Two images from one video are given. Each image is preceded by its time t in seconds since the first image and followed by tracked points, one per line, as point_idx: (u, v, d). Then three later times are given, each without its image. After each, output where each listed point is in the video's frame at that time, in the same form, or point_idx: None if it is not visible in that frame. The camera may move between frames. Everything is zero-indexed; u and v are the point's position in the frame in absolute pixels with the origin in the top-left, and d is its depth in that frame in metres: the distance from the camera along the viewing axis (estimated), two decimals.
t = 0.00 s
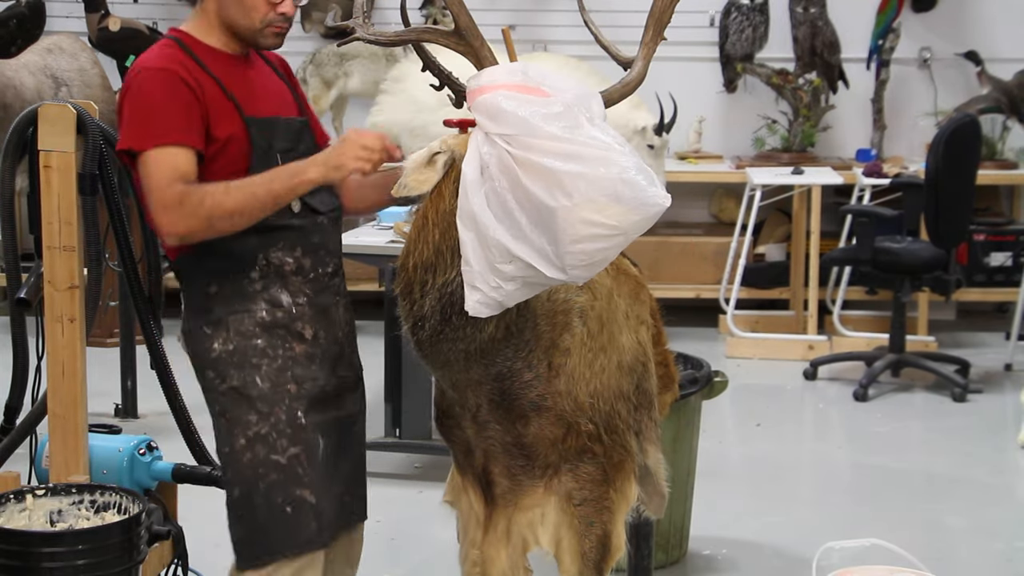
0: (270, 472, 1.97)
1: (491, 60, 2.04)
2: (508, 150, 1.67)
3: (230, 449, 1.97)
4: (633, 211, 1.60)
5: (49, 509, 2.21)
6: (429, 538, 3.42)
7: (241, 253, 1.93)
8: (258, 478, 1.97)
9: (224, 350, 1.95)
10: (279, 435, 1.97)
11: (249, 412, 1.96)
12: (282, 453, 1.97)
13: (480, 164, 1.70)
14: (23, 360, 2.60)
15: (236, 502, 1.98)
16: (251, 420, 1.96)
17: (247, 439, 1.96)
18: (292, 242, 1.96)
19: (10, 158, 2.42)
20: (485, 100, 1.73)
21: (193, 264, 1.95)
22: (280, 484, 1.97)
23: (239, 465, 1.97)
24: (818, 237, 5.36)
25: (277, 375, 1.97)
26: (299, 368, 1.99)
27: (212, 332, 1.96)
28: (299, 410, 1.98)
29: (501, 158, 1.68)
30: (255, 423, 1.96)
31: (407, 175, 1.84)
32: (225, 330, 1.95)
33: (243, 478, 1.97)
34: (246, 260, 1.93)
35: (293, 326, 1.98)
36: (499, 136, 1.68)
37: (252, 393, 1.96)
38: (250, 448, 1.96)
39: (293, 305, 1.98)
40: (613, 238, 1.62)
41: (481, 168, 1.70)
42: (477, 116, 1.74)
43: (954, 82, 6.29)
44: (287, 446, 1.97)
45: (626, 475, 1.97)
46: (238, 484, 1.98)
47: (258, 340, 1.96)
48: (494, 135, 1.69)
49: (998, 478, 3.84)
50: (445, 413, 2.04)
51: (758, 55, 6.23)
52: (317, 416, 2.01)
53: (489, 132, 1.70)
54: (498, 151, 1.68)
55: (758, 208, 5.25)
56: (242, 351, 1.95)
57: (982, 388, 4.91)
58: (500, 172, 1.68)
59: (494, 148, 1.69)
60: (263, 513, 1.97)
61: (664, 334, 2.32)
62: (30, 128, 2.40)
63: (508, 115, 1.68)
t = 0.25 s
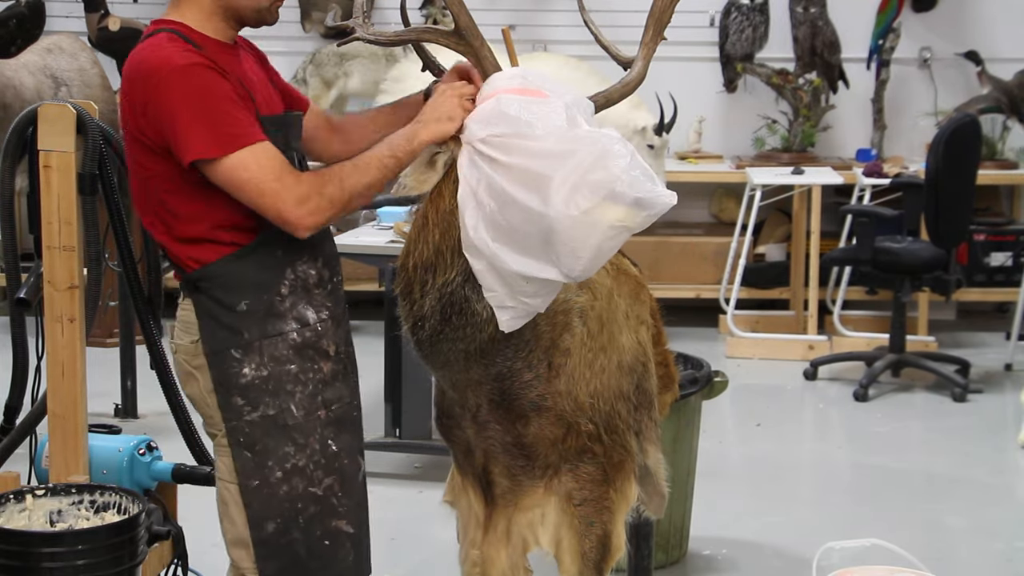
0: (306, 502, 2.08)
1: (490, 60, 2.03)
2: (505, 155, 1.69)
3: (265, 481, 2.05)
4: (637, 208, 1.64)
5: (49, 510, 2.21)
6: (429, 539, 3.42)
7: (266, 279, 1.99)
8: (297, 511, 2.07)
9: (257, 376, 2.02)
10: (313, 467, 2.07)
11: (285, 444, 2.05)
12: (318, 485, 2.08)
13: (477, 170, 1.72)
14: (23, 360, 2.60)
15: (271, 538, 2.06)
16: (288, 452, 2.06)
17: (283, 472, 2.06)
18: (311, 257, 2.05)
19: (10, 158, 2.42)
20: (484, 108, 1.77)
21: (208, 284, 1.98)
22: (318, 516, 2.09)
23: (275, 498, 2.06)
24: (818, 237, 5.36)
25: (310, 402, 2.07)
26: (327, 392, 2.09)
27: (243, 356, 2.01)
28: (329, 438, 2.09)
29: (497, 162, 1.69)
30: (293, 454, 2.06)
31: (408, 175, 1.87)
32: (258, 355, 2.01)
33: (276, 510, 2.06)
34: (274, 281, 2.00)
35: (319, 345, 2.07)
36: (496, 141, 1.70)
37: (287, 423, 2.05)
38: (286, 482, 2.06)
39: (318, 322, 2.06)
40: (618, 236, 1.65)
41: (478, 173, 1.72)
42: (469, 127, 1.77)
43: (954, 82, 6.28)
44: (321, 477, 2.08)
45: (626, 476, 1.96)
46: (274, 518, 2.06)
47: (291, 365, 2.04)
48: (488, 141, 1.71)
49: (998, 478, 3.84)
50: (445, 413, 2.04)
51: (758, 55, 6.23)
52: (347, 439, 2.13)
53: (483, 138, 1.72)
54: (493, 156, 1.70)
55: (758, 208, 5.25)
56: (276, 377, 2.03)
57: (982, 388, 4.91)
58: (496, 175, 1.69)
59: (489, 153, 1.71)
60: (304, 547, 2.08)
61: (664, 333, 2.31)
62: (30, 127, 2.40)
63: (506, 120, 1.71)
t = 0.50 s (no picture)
0: (315, 495, 2.07)
1: (490, 60, 2.03)
2: (502, 156, 1.68)
3: (276, 472, 2.05)
4: (637, 208, 1.64)
5: (49, 510, 2.21)
6: (429, 539, 3.42)
7: (280, 273, 1.99)
8: (306, 504, 2.07)
9: (270, 369, 2.02)
10: (324, 461, 2.08)
11: (296, 437, 2.05)
12: (328, 478, 2.08)
13: (474, 172, 1.71)
14: (22, 360, 2.60)
15: (279, 530, 2.06)
16: (299, 445, 2.05)
17: (295, 465, 2.06)
18: (327, 253, 2.04)
19: (10, 158, 2.41)
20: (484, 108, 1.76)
21: (225, 277, 1.98)
22: (327, 510, 2.09)
23: (285, 489, 2.06)
24: (818, 237, 5.35)
25: (323, 396, 2.06)
26: (340, 387, 2.09)
27: (256, 349, 2.01)
28: (340, 433, 2.09)
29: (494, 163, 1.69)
30: (303, 447, 2.06)
31: (407, 175, 1.88)
32: (271, 348, 2.01)
33: (286, 502, 2.06)
34: (289, 274, 2.00)
35: (334, 341, 2.07)
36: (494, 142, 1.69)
37: (299, 416, 2.05)
38: (297, 474, 2.06)
39: (333, 318, 2.06)
40: (619, 236, 1.65)
41: (476, 174, 1.71)
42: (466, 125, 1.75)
43: (954, 82, 6.28)
44: (332, 471, 2.08)
45: (626, 475, 1.96)
46: (283, 510, 2.06)
47: (304, 359, 2.04)
48: (485, 142, 1.70)
49: (998, 478, 3.84)
50: (445, 413, 2.04)
51: (758, 55, 6.23)
52: (359, 435, 2.12)
53: (480, 138, 1.71)
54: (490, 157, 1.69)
55: (758, 208, 5.25)
56: (289, 370, 2.03)
57: (982, 388, 4.91)
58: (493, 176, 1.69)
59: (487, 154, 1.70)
60: (312, 540, 2.08)
61: (664, 334, 2.31)
62: (30, 127, 2.40)
63: (505, 120, 1.70)
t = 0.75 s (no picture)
0: (326, 495, 2.08)
1: (491, 60, 2.03)
2: (501, 156, 1.68)
3: (286, 473, 2.05)
4: (637, 208, 1.64)
5: (49, 509, 2.21)
6: (429, 538, 3.42)
7: (289, 274, 2.00)
8: (316, 505, 2.07)
9: (280, 369, 2.02)
10: (335, 461, 2.08)
11: (306, 437, 2.05)
12: (338, 479, 2.08)
13: (473, 172, 1.71)
14: (23, 360, 2.60)
15: (289, 530, 2.06)
16: (309, 445, 2.05)
17: (305, 465, 2.06)
18: (335, 253, 2.05)
19: (10, 158, 2.41)
20: (483, 108, 1.76)
21: (235, 278, 1.98)
22: (337, 511, 2.09)
23: (295, 490, 2.06)
24: (818, 237, 5.36)
25: (332, 397, 2.07)
26: (349, 388, 2.09)
27: (266, 350, 2.01)
28: (349, 434, 2.09)
29: (493, 164, 1.68)
30: (313, 447, 2.06)
31: (408, 175, 1.88)
32: (281, 349, 2.02)
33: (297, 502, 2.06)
34: (299, 274, 2.00)
35: (343, 341, 2.07)
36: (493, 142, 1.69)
37: (309, 416, 2.05)
38: (307, 475, 2.06)
39: (341, 318, 2.06)
40: (619, 236, 1.66)
41: (474, 175, 1.71)
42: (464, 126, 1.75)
43: (954, 82, 6.29)
44: (341, 472, 2.08)
45: (626, 475, 1.96)
46: (293, 510, 2.06)
47: (313, 360, 2.04)
48: (484, 143, 1.70)
49: (998, 478, 3.84)
50: (445, 413, 2.04)
51: (758, 55, 6.23)
52: (368, 436, 2.13)
53: (480, 138, 1.71)
54: (489, 158, 1.69)
55: (758, 208, 5.24)
56: (300, 370, 2.03)
57: (982, 388, 4.91)
58: (492, 177, 1.68)
59: (485, 155, 1.70)
60: (322, 540, 2.08)
61: (664, 334, 2.31)
62: (30, 127, 2.40)
63: (505, 121, 1.70)
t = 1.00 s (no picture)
0: (314, 495, 2.08)
1: (490, 60, 2.03)
2: (502, 153, 1.68)
3: (274, 472, 2.05)
4: (637, 208, 1.64)
5: (49, 509, 2.21)
6: (429, 539, 3.42)
7: (277, 272, 2.00)
8: (304, 504, 2.07)
9: (268, 369, 2.02)
10: (321, 460, 2.07)
11: (294, 436, 2.05)
12: (326, 479, 2.08)
13: (474, 169, 1.71)
14: (22, 360, 2.60)
15: (277, 530, 2.06)
16: (297, 444, 2.06)
17: (293, 465, 2.06)
18: (324, 253, 2.05)
19: (10, 158, 2.41)
20: (484, 105, 1.76)
21: (224, 277, 1.98)
22: (325, 510, 2.09)
23: (283, 489, 2.06)
24: (818, 237, 5.35)
25: (321, 396, 2.07)
26: (338, 387, 2.09)
27: (254, 349, 2.01)
28: (338, 433, 2.09)
29: (494, 160, 1.69)
30: (302, 446, 2.06)
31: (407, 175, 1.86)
32: (269, 348, 2.02)
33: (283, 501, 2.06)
34: (287, 273, 2.00)
35: (331, 341, 2.07)
36: (493, 139, 1.69)
37: (297, 416, 2.05)
38: (295, 474, 2.06)
39: (330, 317, 2.06)
40: (619, 236, 1.65)
41: (475, 171, 1.71)
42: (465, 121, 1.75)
43: (954, 82, 6.28)
44: (330, 471, 2.08)
45: (626, 476, 1.96)
46: (281, 510, 2.06)
47: (302, 359, 2.04)
48: (485, 139, 1.70)
49: (998, 478, 3.84)
50: (445, 413, 2.04)
51: (758, 55, 6.23)
52: (357, 435, 2.13)
53: (479, 136, 1.71)
54: (489, 155, 1.69)
55: (758, 208, 5.24)
56: (288, 370, 2.03)
57: (982, 388, 4.91)
58: (493, 174, 1.69)
59: (485, 152, 1.70)
60: (310, 540, 2.08)
61: (664, 334, 2.31)
62: (30, 127, 2.40)
63: (506, 118, 1.70)
